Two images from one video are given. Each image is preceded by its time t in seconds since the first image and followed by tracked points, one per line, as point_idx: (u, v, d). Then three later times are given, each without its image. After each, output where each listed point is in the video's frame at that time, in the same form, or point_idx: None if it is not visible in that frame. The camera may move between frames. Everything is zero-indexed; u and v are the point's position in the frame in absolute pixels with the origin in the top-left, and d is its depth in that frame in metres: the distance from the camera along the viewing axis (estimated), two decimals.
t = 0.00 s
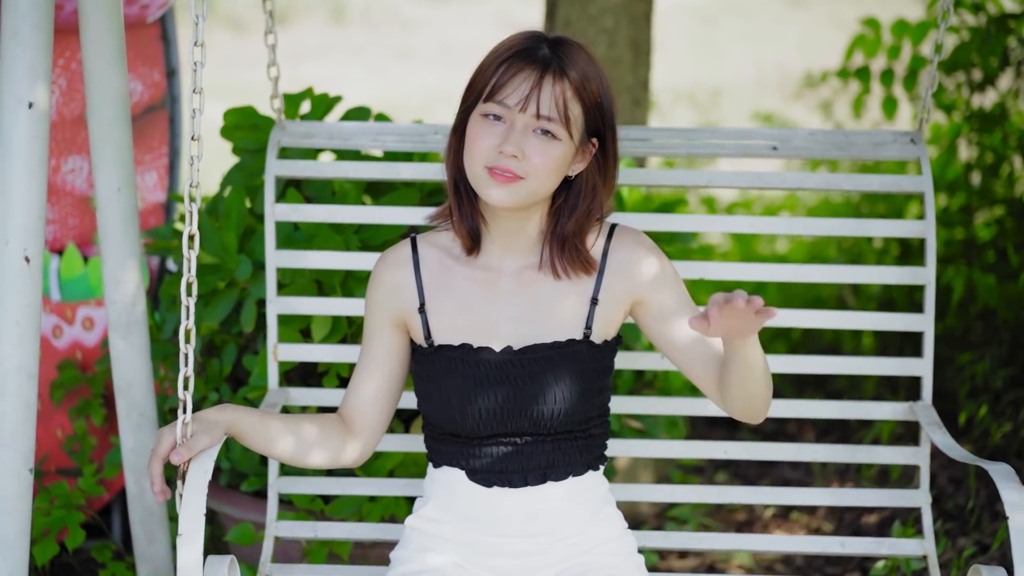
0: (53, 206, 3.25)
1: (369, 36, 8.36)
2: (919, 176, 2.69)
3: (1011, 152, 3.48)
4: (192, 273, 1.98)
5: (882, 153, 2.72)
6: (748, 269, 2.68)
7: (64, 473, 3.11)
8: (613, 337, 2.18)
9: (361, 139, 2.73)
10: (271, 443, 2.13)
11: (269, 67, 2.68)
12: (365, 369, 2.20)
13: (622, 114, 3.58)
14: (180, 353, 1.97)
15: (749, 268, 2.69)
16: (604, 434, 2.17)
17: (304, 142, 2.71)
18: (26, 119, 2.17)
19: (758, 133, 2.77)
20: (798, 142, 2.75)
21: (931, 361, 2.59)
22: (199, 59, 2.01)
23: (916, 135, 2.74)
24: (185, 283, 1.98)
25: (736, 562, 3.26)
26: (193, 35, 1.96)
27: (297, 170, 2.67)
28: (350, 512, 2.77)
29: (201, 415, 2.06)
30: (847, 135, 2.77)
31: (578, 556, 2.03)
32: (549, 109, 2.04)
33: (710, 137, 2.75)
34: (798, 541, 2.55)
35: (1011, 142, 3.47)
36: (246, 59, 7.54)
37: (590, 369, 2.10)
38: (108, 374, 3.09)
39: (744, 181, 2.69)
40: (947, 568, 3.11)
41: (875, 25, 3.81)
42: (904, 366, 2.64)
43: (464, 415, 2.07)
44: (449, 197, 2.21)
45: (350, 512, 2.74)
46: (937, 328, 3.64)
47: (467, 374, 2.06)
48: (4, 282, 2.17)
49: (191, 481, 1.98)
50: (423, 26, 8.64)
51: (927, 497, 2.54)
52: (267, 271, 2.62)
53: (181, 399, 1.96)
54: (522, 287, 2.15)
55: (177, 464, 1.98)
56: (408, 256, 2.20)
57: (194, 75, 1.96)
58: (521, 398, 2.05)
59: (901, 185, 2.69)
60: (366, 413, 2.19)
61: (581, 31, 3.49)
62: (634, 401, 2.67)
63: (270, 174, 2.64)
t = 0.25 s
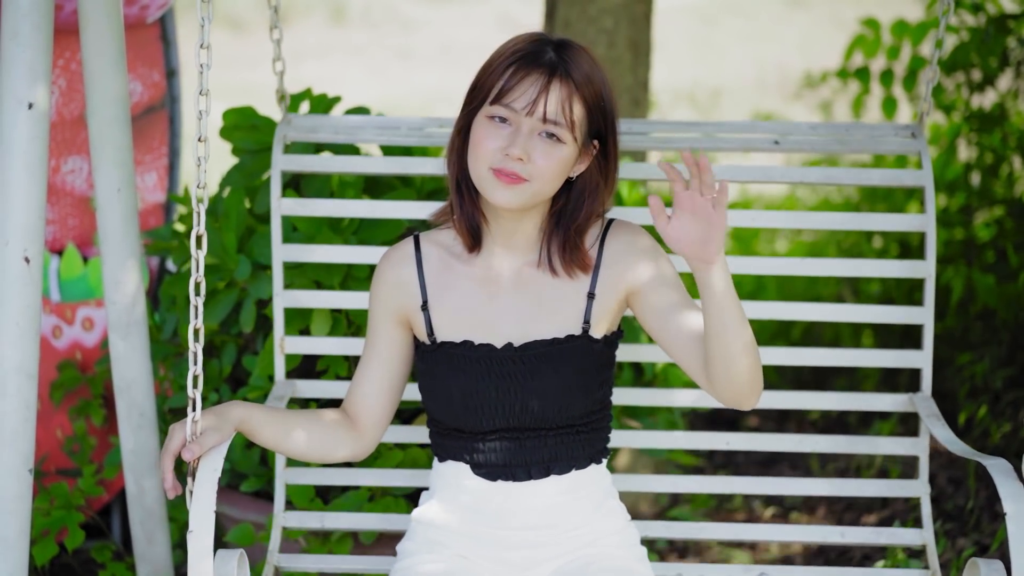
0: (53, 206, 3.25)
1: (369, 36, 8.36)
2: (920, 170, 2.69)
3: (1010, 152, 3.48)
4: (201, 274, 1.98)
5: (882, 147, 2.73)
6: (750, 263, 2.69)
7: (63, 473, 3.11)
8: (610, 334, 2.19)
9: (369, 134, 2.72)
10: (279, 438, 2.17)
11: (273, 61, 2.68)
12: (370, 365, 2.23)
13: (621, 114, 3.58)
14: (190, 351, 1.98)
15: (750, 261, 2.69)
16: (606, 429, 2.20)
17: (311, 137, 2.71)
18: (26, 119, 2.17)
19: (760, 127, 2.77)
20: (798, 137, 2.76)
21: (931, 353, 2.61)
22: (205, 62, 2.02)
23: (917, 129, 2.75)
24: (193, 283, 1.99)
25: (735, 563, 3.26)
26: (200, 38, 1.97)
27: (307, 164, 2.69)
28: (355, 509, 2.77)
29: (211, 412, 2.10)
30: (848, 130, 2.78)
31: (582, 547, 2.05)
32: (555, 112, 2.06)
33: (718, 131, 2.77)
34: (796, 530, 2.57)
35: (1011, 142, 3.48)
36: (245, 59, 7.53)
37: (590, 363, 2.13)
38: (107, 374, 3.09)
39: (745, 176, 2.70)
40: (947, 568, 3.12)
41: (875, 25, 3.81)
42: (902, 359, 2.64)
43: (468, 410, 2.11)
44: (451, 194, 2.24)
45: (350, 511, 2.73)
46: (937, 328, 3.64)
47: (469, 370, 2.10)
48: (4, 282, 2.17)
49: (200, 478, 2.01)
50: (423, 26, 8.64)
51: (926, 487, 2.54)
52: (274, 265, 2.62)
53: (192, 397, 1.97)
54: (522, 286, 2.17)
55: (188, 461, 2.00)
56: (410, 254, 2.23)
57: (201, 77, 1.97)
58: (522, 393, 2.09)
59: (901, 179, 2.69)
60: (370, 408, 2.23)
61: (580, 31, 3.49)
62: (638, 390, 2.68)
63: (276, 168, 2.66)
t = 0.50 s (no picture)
0: (51, 206, 3.25)
1: (369, 35, 8.36)
2: (919, 161, 2.69)
3: (1010, 152, 3.49)
4: (209, 273, 1.97)
5: (883, 138, 2.72)
6: (749, 253, 2.70)
7: (62, 473, 3.11)
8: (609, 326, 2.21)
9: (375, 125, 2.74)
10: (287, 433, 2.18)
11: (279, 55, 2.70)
12: (374, 360, 2.24)
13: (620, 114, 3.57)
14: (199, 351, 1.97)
15: (751, 252, 2.69)
16: (607, 420, 2.22)
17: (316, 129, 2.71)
18: (24, 120, 2.17)
19: (762, 121, 2.77)
20: (798, 130, 2.77)
21: (929, 344, 2.62)
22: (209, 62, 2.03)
23: (917, 120, 2.75)
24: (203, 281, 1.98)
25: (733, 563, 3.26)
26: (204, 39, 1.97)
27: (311, 157, 2.69)
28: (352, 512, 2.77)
29: (219, 409, 2.10)
30: (848, 122, 2.78)
31: (585, 537, 2.08)
32: (557, 112, 2.07)
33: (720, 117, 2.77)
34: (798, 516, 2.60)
35: (1011, 142, 3.49)
36: (245, 59, 7.54)
37: (591, 356, 2.14)
38: (106, 375, 3.10)
39: (749, 168, 2.70)
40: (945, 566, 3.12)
41: (874, 26, 3.81)
42: (903, 349, 2.64)
43: (469, 404, 2.13)
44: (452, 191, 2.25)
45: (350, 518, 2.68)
46: (937, 328, 3.64)
47: (469, 364, 2.11)
48: (2, 282, 2.17)
49: (211, 473, 2.02)
50: (422, 26, 8.64)
51: (925, 474, 2.55)
52: (280, 256, 2.63)
53: (201, 395, 1.97)
54: (521, 283, 2.18)
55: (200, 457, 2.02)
56: (412, 250, 2.24)
57: (206, 78, 1.98)
58: (523, 387, 2.10)
59: (901, 171, 2.70)
60: (373, 402, 2.24)
61: (579, 31, 3.49)
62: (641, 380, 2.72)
63: (283, 161, 2.67)
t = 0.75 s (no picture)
0: (50, 206, 3.25)
1: (369, 35, 8.36)
2: (919, 153, 2.70)
3: (1008, 152, 3.48)
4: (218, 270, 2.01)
5: (884, 130, 2.73)
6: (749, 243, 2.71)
7: (61, 473, 3.11)
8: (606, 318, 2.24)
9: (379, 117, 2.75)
10: (296, 426, 2.23)
11: (285, 46, 2.70)
12: (378, 353, 2.28)
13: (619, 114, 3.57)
14: (210, 347, 1.98)
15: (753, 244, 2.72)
16: (609, 411, 2.25)
17: (322, 121, 2.73)
18: (21, 120, 2.17)
19: (762, 114, 2.78)
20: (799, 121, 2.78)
21: (929, 332, 2.63)
22: (215, 63, 2.03)
23: (917, 111, 2.78)
24: (212, 280, 2.00)
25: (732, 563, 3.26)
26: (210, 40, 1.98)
27: (317, 149, 2.73)
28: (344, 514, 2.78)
29: (229, 404, 2.13)
30: (849, 113, 2.80)
31: (589, 527, 2.11)
32: (559, 111, 2.08)
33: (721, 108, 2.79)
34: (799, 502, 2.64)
35: (1010, 142, 3.48)
36: (245, 59, 7.54)
37: (588, 348, 2.17)
38: (104, 375, 3.10)
39: (751, 159, 2.71)
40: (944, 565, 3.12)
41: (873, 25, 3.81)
42: (901, 337, 2.66)
43: (471, 397, 2.16)
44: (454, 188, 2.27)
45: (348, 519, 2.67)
46: (935, 328, 3.63)
47: (469, 358, 2.15)
48: None
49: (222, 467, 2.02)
50: (422, 26, 8.64)
51: (922, 462, 2.59)
52: (287, 247, 2.67)
53: (211, 390, 1.98)
54: (520, 279, 2.22)
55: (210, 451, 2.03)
56: (415, 246, 2.27)
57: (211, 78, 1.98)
58: (523, 380, 2.13)
59: (901, 162, 2.71)
60: (377, 396, 2.29)
61: (577, 31, 3.49)
62: (640, 367, 2.72)
63: (288, 153, 2.70)
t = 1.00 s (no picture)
0: (49, 206, 3.25)
1: (369, 35, 8.37)
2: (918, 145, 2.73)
3: (1008, 152, 3.48)
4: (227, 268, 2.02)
5: (885, 121, 2.76)
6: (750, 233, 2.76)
7: (59, 473, 3.11)
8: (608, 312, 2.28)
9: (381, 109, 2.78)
10: (306, 417, 2.25)
11: (290, 37, 2.75)
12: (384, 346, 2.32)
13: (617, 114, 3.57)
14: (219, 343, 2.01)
15: (754, 233, 2.76)
16: (610, 402, 2.30)
17: (327, 112, 2.77)
18: (20, 119, 2.17)
19: (761, 105, 2.80)
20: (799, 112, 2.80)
21: (927, 321, 2.68)
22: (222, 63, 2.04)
23: (917, 102, 2.80)
24: (221, 277, 2.02)
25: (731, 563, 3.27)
26: (217, 40, 1.99)
27: (322, 140, 2.75)
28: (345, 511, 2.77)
29: (240, 397, 2.15)
30: (850, 104, 2.81)
31: (591, 515, 2.17)
32: (558, 106, 2.13)
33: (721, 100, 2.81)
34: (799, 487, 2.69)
35: (1009, 142, 3.48)
36: (245, 59, 7.55)
37: (589, 341, 2.22)
38: (103, 374, 3.10)
39: (751, 150, 2.72)
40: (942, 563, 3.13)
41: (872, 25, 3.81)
42: (900, 326, 2.71)
43: (476, 389, 2.21)
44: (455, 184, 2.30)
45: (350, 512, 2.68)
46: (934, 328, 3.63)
47: (473, 351, 2.20)
48: None
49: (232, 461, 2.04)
50: (422, 26, 8.63)
51: (921, 447, 2.66)
52: (294, 237, 2.71)
53: (221, 385, 2.00)
54: (522, 275, 2.25)
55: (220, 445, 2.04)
56: (419, 240, 2.31)
57: (219, 78, 2.00)
58: (527, 372, 2.19)
59: (900, 154, 2.74)
60: (382, 388, 2.33)
61: (576, 31, 3.49)
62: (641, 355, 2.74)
63: (295, 144, 2.73)
